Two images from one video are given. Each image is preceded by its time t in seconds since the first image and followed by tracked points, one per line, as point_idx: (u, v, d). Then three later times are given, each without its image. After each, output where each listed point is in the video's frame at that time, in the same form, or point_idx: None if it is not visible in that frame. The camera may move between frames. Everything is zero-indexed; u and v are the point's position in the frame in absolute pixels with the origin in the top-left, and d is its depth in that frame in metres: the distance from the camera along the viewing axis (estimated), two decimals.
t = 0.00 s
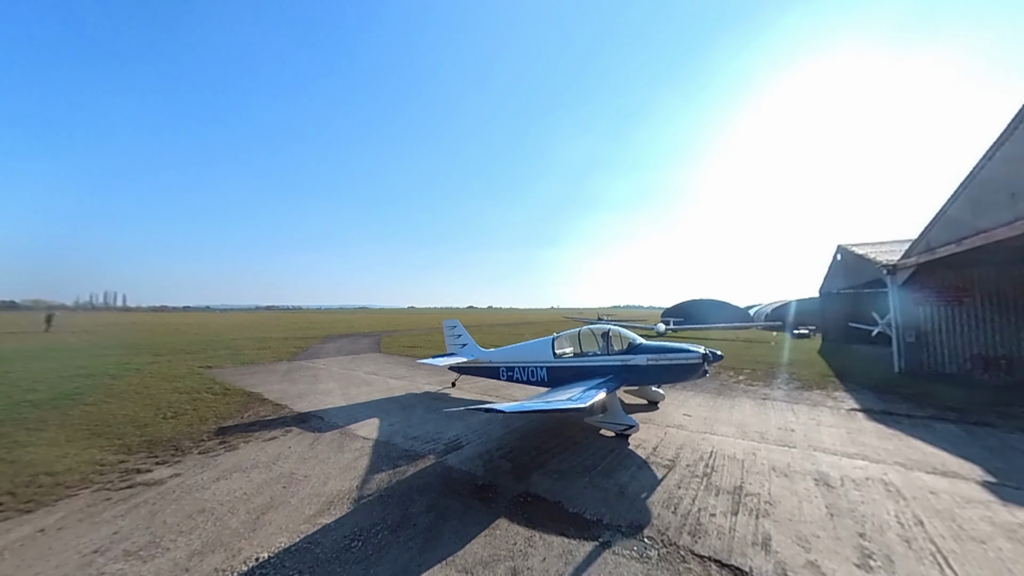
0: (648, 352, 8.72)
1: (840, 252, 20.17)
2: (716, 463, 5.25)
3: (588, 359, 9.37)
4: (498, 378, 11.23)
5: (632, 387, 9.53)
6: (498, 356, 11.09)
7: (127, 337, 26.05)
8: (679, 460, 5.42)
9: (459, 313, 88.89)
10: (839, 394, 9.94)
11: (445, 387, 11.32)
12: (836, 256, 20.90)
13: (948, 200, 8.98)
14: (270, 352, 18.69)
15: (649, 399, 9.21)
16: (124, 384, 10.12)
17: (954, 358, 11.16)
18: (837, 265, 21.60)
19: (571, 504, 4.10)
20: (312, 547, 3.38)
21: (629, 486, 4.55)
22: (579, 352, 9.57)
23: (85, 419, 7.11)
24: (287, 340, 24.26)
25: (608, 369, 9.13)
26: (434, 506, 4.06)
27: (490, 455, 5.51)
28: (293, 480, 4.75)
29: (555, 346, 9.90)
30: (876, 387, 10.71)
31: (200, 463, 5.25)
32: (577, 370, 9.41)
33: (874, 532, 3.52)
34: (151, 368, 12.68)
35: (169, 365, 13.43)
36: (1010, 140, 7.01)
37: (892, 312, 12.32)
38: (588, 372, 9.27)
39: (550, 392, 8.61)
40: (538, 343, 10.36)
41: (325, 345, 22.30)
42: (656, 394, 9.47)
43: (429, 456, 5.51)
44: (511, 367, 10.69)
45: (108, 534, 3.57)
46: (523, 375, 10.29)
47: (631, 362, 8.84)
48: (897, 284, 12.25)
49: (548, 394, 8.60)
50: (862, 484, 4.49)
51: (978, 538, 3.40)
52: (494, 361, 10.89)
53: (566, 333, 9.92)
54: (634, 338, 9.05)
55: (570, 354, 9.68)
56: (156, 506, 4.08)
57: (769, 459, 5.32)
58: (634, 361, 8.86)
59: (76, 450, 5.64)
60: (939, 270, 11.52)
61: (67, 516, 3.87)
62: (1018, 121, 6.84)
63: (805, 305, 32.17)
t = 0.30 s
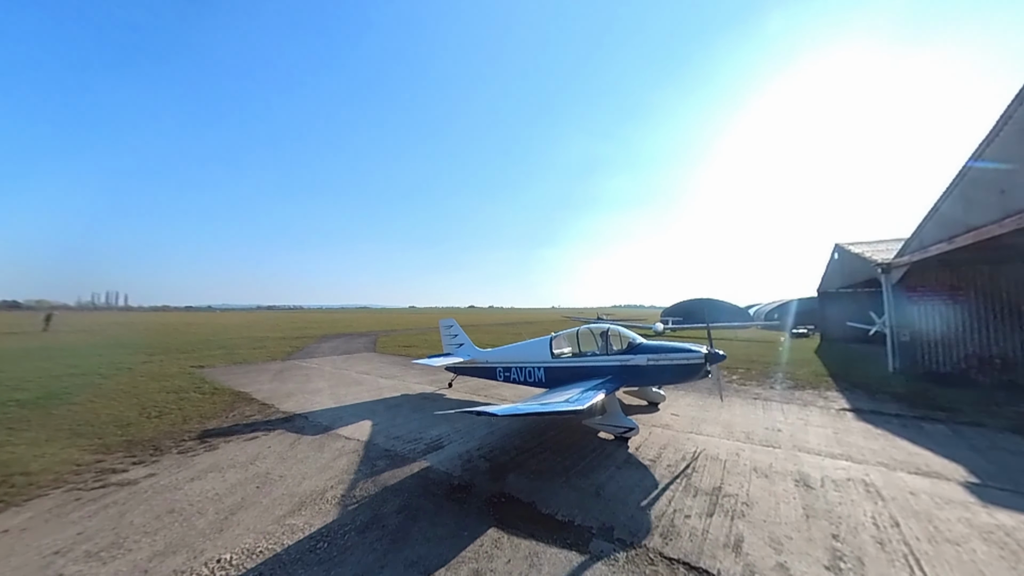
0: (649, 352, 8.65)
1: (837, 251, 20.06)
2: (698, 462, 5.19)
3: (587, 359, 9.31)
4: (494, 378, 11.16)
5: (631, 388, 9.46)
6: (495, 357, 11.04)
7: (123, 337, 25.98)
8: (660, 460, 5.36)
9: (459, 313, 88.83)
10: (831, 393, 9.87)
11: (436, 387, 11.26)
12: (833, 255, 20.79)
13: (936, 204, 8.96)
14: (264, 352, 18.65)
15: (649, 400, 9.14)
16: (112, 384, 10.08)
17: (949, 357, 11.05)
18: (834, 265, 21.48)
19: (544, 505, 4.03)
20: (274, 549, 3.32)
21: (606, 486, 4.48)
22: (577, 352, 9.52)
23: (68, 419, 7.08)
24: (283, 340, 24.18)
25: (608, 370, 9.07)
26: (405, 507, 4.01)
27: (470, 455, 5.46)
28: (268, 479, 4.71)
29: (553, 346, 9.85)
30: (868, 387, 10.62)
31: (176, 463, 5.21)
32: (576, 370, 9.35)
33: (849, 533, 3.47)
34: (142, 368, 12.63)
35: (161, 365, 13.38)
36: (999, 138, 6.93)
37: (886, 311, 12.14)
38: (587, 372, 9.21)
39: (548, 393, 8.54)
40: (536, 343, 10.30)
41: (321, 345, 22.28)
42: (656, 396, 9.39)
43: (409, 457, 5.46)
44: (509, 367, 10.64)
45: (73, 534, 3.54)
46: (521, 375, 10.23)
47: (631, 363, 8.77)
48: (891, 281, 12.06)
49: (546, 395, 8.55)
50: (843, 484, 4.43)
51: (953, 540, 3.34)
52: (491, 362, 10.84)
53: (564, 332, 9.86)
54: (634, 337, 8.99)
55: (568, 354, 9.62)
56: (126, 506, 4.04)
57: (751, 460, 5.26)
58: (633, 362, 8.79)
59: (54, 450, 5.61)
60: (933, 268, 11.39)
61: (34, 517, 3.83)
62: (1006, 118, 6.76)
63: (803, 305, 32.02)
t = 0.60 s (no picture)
0: (647, 354, 8.62)
1: (834, 250, 19.99)
2: (679, 463, 5.18)
3: (585, 361, 9.29)
4: (490, 379, 11.15)
5: (630, 390, 9.43)
6: (491, 357, 11.03)
7: (120, 337, 26.01)
8: (641, 460, 5.35)
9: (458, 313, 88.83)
10: (822, 394, 9.83)
11: (428, 387, 11.25)
12: (830, 255, 20.73)
13: (924, 208, 9.05)
14: (260, 352, 18.67)
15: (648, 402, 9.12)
16: (103, 384, 10.09)
17: (943, 358, 10.99)
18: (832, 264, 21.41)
19: (519, 506, 4.02)
20: (245, 549, 3.33)
21: (584, 486, 4.47)
22: (574, 353, 9.49)
23: (56, 419, 7.11)
24: (281, 340, 24.21)
25: (606, 370, 9.06)
26: (380, 507, 4.02)
27: (452, 455, 5.46)
28: (247, 480, 4.72)
29: (551, 347, 9.83)
30: (861, 387, 10.59)
31: (159, 463, 5.23)
32: (574, 371, 9.33)
33: (821, 534, 3.46)
34: (135, 368, 12.66)
35: (155, 365, 13.41)
36: (985, 139, 6.99)
37: (880, 311, 12.22)
38: (585, 374, 9.20)
39: (544, 395, 8.52)
40: (533, 344, 10.28)
41: (318, 345, 22.31)
42: (654, 397, 9.38)
43: (391, 457, 5.46)
44: (505, 368, 10.62)
45: (47, 533, 3.56)
46: (518, 376, 10.21)
47: (629, 364, 8.75)
48: (885, 282, 12.11)
49: (543, 396, 8.53)
50: (821, 485, 4.41)
51: (925, 541, 3.32)
52: (488, 363, 10.83)
53: (561, 333, 9.83)
54: (633, 338, 8.96)
55: (565, 355, 9.59)
56: (103, 506, 4.05)
57: (733, 460, 5.25)
58: (632, 363, 8.77)
59: (38, 450, 5.63)
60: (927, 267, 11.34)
61: (10, 517, 3.85)
62: (992, 120, 6.82)
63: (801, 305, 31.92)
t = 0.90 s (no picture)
0: (641, 355, 8.62)
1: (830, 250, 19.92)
2: (660, 464, 5.16)
3: (579, 362, 9.27)
4: (483, 380, 11.13)
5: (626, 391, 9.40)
6: (485, 358, 11.01)
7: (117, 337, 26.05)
8: (622, 462, 5.33)
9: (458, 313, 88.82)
10: (813, 394, 9.80)
11: (420, 388, 11.24)
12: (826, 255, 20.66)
13: (915, 206, 9.01)
14: (255, 352, 18.67)
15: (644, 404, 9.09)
16: (93, 385, 10.09)
17: (936, 359, 10.95)
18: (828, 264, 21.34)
19: (493, 508, 4.01)
20: (212, 551, 3.33)
21: (561, 488, 4.45)
22: (568, 354, 9.47)
23: (43, 419, 7.12)
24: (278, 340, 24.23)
25: (600, 372, 9.04)
26: (354, 509, 4.01)
27: (433, 457, 5.45)
28: (225, 481, 4.71)
29: (545, 348, 9.80)
30: (853, 387, 10.55)
31: (139, 464, 5.23)
32: (567, 372, 9.31)
33: (792, 536, 3.43)
34: (128, 369, 12.67)
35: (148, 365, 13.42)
36: (971, 138, 6.98)
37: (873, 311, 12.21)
38: (579, 375, 9.17)
39: (536, 396, 8.51)
40: (527, 345, 10.25)
41: (314, 345, 22.32)
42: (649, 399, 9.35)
43: (372, 458, 5.45)
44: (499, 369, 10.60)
45: (17, 534, 3.56)
46: (512, 377, 10.19)
47: (623, 365, 8.74)
48: (878, 281, 12.10)
49: (536, 398, 8.50)
50: (799, 487, 4.39)
51: (896, 543, 3.29)
52: (482, 363, 10.80)
53: (555, 334, 9.81)
54: (627, 339, 8.95)
55: (559, 355, 9.56)
56: (77, 507, 4.05)
57: (714, 461, 5.23)
58: (625, 364, 8.76)
59: (20, 451, 5.63)
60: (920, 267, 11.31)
61: None
62: (977, 119, 6.81)
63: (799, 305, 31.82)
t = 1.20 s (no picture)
0: (631, 351, 8.56)
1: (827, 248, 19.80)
2: (637, 462, 5.10)
3: (569, 359, 9.21)
4: (474, 378, 11.06)
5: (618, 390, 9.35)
6: (476, 356, 10.95)
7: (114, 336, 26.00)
8: (600, 459, 5.27)
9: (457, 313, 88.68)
10: (803, 392, 9.72)
11: (409, 386, 11.17)
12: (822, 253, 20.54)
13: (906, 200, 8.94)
14: (250, 351, 18.63)
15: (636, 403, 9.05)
16: (80, 383, 10.04)
17: (928, 358, 10.89)
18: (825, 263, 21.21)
19: (461, 504, 3.96)
20: (171, 547, 3.29)
21: (533, 484, 4.40)
22: (558, 352, 9.42)
23: (24, 417, 7.08)
24: (274, 339, 24.16)
25: (590, 369, 8.98)
26: (321, 505, 3.96)
27: (409, 454, 5.40)
28: (196, 477, 4.67)
29: (535, 345, 9.74)
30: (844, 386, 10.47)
31: (113, 461, 5.19)
32: (556, 369, 9.25)
33: (760, 533, 3.38)
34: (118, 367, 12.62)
35: (139, 364, 13.37)
36: (958, 131, 6.92)
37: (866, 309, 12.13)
38: (569, 372, 9.12)
39: (524, 394, 8.45)
40: (517, 342, 10.19)
41: (310, 344, 22.26)
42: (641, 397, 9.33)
43: (349, 456, 5.40)
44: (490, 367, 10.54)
45: None
46: (503, 375, 10.13)
47: (613, 362, 8.68)
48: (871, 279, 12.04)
49: (524, 395, 8.43)
50: (774, 484, 4.33)
51: (864, 540, 3.24)
52: (472, 361, 10.74)
53: (545, 331, 9.75)
54: (617, 336, 8.89)
55: (549, 353, 9.51)
56: (42, 503, 4.01)
57: (693, 459, 5.17)
58: (615, 362, 8.69)
59: None
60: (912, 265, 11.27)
61: None
62: (963, 112, 6.75)
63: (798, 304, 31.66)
